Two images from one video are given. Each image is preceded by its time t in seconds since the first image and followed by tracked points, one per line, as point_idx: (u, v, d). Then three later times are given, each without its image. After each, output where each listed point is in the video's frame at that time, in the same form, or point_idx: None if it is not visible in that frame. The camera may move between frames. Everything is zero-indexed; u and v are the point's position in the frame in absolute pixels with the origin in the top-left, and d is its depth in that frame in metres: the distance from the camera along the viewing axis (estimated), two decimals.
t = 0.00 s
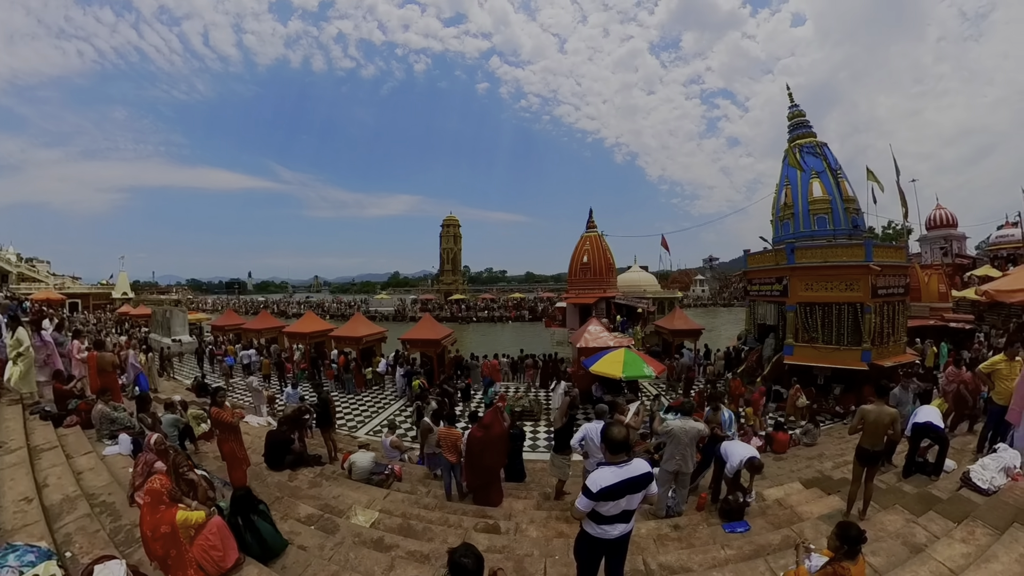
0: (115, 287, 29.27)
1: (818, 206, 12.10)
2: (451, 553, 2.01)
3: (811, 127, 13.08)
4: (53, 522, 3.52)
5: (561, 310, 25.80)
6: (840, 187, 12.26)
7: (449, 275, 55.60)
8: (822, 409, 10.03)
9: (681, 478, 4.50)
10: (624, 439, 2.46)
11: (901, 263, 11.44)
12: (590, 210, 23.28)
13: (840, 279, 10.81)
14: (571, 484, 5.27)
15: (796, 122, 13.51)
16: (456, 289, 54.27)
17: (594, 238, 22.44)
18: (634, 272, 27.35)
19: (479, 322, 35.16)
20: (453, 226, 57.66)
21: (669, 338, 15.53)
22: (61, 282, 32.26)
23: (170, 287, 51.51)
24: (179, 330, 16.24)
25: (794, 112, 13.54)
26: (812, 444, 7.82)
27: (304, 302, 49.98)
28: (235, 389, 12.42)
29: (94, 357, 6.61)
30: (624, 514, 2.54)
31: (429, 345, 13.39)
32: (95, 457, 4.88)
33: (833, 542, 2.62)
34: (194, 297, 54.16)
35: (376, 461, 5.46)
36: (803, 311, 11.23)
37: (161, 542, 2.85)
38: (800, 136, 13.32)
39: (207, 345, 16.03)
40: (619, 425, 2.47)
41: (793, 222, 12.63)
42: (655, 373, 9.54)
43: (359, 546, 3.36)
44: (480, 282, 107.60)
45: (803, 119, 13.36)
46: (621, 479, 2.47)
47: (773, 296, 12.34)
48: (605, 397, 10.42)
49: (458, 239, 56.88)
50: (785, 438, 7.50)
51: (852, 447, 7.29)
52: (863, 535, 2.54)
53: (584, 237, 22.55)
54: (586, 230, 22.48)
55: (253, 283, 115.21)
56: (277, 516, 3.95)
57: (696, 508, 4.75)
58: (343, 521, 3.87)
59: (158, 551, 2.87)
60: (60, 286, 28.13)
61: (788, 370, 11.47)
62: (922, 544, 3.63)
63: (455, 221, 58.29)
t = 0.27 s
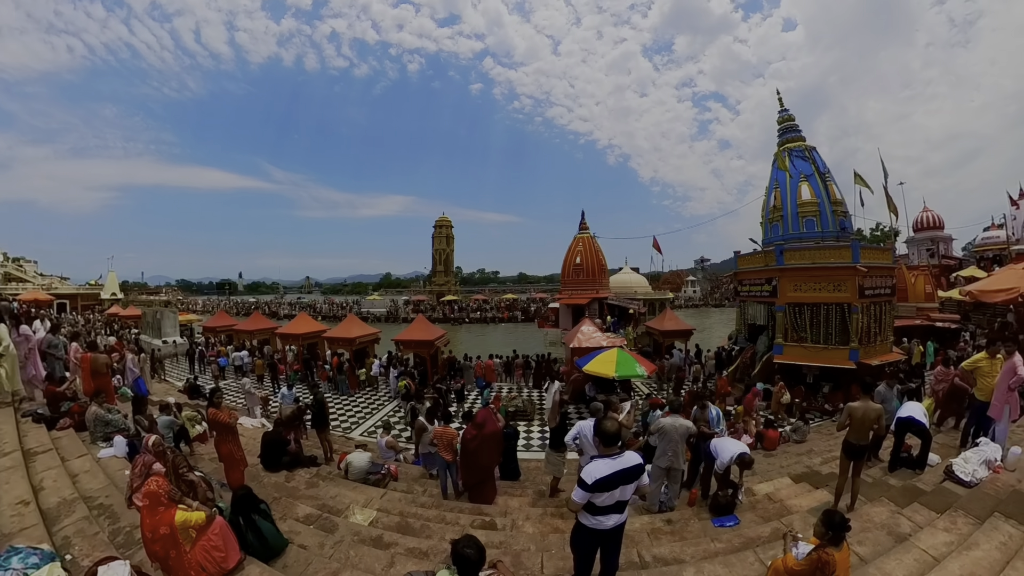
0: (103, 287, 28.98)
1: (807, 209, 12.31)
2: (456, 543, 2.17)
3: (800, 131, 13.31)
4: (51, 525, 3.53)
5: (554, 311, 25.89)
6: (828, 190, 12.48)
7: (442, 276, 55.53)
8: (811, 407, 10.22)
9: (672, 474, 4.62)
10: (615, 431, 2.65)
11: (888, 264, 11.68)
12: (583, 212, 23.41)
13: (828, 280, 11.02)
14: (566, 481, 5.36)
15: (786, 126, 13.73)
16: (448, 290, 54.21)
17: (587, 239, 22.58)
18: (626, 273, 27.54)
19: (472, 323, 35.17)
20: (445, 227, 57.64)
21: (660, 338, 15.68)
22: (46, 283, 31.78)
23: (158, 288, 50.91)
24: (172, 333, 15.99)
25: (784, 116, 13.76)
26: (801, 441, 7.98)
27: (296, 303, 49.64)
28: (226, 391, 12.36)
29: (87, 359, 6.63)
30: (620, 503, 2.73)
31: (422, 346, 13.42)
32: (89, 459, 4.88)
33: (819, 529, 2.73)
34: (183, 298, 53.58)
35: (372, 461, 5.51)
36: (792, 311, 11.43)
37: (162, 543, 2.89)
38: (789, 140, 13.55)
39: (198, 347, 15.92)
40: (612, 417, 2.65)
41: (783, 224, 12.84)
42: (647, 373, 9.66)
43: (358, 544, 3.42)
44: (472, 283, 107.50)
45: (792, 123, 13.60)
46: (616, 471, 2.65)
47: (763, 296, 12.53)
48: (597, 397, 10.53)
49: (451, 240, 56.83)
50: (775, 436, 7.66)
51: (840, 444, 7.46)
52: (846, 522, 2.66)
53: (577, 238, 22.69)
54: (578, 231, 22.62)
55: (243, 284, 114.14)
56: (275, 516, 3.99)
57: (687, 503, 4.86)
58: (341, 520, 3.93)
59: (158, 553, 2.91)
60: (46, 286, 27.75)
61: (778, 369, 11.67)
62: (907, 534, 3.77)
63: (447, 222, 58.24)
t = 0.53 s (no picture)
0: (93, 287, 28.82)
1: (794, 212, 12.56)
2: (455, 534, 2.38)
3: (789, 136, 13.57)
4: (52, 526, 3.59)
5: (546, 312, 25.98)
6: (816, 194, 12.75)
7: (434, 277, 55.48)
8: (799, 405, 10.46)
9: (660, 471, 4.76)
10: (601, 428, 3.09)
11: (874, 266, 11.95)
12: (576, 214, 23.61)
13: (815, 281, 11.26)
14: (558, 479, 5.49)
15: (775, 131, 13.99)
16: (440, 291, 54.17)
17: (578, 241, 22.76)
18: (618, 274, 27.76)
19: (464, 324, 35.23)
20: (438, 228, 57.65)
21: (651, 339, 15.87)
22: (33, 283, 31.41)
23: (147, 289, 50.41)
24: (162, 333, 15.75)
25: (773, 121, 14.02)
26: (789, 438, 8.18)
27: (287, 304, 49.34)
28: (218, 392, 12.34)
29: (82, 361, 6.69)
30: (606, 495, 3.13)
31: (415, 347, 13.49)
32: (86, 461, 4.92)
33: (799, 519, 2.88)
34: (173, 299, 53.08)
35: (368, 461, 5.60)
36: (780, 312, 11.66)
37: (169, 540, 2.96)
38: (778, 144, 13.81)
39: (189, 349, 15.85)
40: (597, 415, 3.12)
41: (771, 227, 13.08)
42: (637, 373, 9.82)
43: (356, 541, 3.54)
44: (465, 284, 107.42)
45: (781, 127, 13.86)
46: (601, 464, 3.08)
47: (752, 297, 12.77)
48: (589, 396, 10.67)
49: (443, 241, 56.80)
50: (763, 434, 7.84)
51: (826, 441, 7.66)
52: (826, 512, 2.81)
53: (568, 240, 22.86)
54: (570, 233, 22.79)
55: (233, 285, 113.01)
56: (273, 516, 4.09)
57: (676, 499, 5.00)
58: (339, 518, 4.04)
59: (165, 550, 2.97)
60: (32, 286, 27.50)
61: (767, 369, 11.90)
62: (887, 525, 3.94)
63: (440, 222, 58.23)
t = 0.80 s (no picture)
0: (81, 288, 28.55)
1: (782, 215, 12.82)
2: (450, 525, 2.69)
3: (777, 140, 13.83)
4: (53, 526, 3.66)
5: (539, 313, 26.13)
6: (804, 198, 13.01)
7: (427, 278, 55.43)
8: (786, 404, 10.69)
9: (648, 468, 4.91)
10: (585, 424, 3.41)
11: (860, 268, 12.22)
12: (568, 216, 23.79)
13: (803, 283, 11.51)
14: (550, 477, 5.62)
15: (764, 135, 14.26)
16: (433, 292, 54.14)
17: (570, 243, 22.94)
18: (610, 275, 27.97)
19: (457, 325, 35.26)
20: (431, 229, 57.62)
21: (642, 340, 16.05)
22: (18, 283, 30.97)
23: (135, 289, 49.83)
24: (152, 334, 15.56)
25: (762, 125, 14.28)
26: (777, 436, 8.37)
27: (278, 305, 49.02)
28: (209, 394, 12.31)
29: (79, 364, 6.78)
30: (593, 488, 3.38)
31: (408, 348, 13.56)
32: (82, 464, 4.95)
33: (780, 510, 3.02)
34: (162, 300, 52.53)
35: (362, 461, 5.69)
36: (768, 313, 11.90)
37: (175, 535, 3.12)
38: (767, 148, 14.07)
39: (180, 351, 15.77)
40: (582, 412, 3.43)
41: (760, 229, 13.33)
42: (627, 373, 9.97)
43: (354, 538, 3.67)
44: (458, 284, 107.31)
45: (770, 132, 14.12)
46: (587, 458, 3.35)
47: (740, 299, 12.99)
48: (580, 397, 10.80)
49: (436, 242, 56.75)
50: (752, 432, 8.02)
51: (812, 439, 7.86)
52: (804, 503, 2.95)
53: (560, 242, 23.02)
54: (562, 235, 22.94)
55: (223, 285, 112.02)
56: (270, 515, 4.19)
57: (664, 496, 5.14)
58: (336, 517, 4.16)
59: (170, 545, 3.12)
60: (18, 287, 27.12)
61: (755, 368, 12.14)
62: (868, 517, 4.12)
63: (433, 223, 58.19)
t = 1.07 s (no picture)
0: (69, 288, 28.30)
1: (771, 217, 13.04)
2: (445, 517, 2.93)
3: (767, 144, 14.07)
4: (52, 527, 3.71)
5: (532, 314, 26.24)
6: (792, 200, 13.25)
7: (421, 279, 55.40)
8: (775, 403, 10.90)
9: (638, 465, 5.04)
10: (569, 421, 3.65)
11: (847, 269, 12.47)
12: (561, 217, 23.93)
13: (791, 285, 11.74)
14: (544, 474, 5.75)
15: (754, 138, 14.49)
16: (427, 292, 54.10)
17: (563, 244, 23.09)
18: (603, 276, 28.16)
19: (451, 326, 35.31)
20: (425, 229, 57.68)
21: (633, 340, 16.20)
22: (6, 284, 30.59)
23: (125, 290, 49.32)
24: (142, 335, 15.44)
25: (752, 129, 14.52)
26: (765, 434, 8.54)
27: (270, 305, 48.76)
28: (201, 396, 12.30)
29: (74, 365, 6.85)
30: (581, 483, 3.52)
31: (402, 349, 13.62)
32: (78, 465, 5.00)
33: (764, 504, 3.10)
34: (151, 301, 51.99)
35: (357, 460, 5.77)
36: (757, 314, 12.11)
37: (178, 530, 3.37)
38: (757, 151, 14.30)
39: (172, 353, 15.71)
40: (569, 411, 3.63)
41: (749, 232, 13.55)
42: (619, 374, 10.09)
43: (350, 536, 3.87)
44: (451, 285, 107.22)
45: (760, 135, 14.36)
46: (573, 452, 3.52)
47: (730, 300, 13.21)
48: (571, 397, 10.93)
49: (430, 243, 56.76)
50: (741, 430, 8.18)
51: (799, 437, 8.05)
52: (786, 495, 3.06)
53: (552, 244, 23.17)
54: (554, 237, 23.07)
55: (214, 286, 111.08)
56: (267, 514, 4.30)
57: (654, 492, 5.27)
58: (332, 515, 4.29)
59: (172, 541, 3.36)
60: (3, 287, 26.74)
61: (745, 369, 12.35)
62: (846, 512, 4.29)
63: (427, 224, 58.22)
